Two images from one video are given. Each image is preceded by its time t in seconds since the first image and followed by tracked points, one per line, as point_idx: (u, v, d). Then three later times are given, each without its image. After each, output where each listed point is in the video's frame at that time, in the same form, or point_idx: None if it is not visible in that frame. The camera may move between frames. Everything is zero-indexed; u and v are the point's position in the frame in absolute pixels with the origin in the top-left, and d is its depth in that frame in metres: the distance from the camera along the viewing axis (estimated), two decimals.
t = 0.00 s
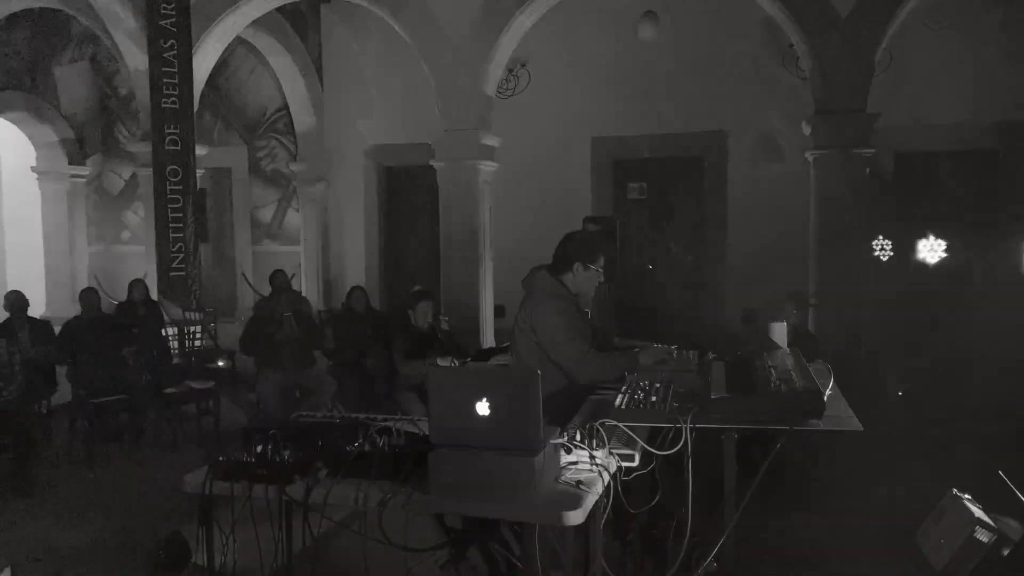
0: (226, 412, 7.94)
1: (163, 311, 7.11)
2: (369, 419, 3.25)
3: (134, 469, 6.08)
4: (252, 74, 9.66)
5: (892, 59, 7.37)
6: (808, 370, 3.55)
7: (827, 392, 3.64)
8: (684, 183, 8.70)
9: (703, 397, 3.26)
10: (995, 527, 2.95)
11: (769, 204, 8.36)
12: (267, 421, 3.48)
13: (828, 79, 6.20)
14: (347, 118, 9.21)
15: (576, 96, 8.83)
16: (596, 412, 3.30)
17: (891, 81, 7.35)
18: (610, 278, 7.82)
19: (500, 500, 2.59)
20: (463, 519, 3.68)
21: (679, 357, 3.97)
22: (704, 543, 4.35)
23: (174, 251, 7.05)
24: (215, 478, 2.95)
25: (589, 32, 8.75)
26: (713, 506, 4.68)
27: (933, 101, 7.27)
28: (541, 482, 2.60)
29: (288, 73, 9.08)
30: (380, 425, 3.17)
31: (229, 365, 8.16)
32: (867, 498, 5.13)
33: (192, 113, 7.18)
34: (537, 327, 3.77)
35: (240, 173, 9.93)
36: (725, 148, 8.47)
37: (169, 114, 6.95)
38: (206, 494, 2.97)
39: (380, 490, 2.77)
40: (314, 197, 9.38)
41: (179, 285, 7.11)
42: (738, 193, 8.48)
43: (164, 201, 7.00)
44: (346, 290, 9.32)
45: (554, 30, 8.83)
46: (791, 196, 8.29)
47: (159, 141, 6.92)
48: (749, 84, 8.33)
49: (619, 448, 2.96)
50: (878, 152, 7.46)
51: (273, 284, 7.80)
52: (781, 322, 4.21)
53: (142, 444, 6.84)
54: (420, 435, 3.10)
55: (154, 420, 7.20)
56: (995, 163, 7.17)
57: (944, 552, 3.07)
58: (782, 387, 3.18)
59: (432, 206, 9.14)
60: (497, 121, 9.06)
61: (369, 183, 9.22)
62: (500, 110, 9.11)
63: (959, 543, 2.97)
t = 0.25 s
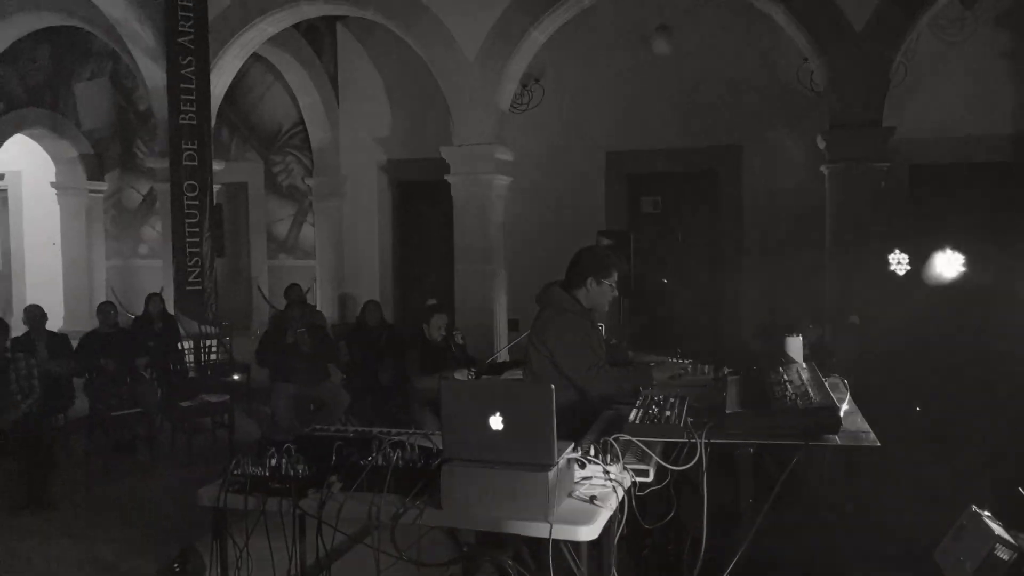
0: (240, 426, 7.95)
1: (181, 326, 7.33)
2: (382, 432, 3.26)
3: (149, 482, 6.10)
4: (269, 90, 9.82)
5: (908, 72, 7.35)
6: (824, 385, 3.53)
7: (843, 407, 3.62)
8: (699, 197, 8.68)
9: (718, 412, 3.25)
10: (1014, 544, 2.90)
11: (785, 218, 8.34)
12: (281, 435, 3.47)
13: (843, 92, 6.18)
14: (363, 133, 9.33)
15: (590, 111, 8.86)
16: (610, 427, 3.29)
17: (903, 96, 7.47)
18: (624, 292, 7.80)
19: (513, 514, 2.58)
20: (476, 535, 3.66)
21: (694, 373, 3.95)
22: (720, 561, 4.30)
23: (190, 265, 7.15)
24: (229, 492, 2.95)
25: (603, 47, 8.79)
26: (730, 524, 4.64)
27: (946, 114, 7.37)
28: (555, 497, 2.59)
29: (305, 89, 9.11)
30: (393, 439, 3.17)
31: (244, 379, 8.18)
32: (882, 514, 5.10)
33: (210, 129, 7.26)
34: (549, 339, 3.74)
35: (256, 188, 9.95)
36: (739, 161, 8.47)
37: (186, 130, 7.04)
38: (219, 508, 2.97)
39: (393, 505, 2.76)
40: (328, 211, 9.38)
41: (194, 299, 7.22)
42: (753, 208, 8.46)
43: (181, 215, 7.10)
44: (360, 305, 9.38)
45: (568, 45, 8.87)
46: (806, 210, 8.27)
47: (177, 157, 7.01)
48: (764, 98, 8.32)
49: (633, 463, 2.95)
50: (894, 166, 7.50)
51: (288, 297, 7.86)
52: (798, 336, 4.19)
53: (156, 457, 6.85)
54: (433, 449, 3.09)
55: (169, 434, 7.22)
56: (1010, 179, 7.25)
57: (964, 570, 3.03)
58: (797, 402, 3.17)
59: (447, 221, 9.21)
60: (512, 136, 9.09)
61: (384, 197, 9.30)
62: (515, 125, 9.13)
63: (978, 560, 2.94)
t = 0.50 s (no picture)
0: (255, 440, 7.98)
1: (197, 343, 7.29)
2: (397, 448, 3.25)
3: (164, 497, 6.12)
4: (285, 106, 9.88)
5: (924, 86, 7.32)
6: (841, 401, 3.50)
7: (861, 423, 3.59)
8: (714, 212, 8.67)
9: (734, 428, 3.23)
10: None
11: (800, 232, 8.31)
12: (295, 449, 3.48)
13: (859, 107, 6.16)
14: (378, 148, 9.40)
15: (604, 126, 8.87)
16: (624, 442, 3.26)
17: (920, 110, 7.42)
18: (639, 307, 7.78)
19: (527, 530, 2.57)
20: (490, 550, 3.64)
21: (709, 388, 3.92)
22: None
23: (206, 280, 7.17)
24: (244, 507, 2.95)
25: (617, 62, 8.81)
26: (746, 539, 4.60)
27: (963, 128, 7.33)
28: (569, 513, 2.58)
29: (321, 105, 9.22)
30: (406, 454, 3.15)
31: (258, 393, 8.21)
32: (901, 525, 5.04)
33: (226, 145, 7.32)
34: (567, 354, 3.66)
35: (273, 203, 10.01)
36: (754, 176, 8.45)
37: (203, 145, 7.09)
38: (234, 522, 2.96)
39: (407, 520, 2.76)
40: (344, 226, 9.41)
41: (210, 314, 7.23)
42: (768, 222, 8.44)
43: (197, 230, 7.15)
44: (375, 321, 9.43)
45: (582, 61, 8.90)
46: (822, 224, 8.24)
47: (195, 172, 7.07)
48: (779, 112, 8.32)
49: (648, 480, 2.92)
50: (911, 180, 7.45)
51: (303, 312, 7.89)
52: (814, 351, 4.15)
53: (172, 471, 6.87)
54: (447, 464, 3.08)
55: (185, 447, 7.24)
56: None
57: None
58: (814, 418, 3.14)
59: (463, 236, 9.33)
60: (526, 151, 9.12)
61: (398, 211, 9.36)
62: (529, 140, 9.16)
63: None
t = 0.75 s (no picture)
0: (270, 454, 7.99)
1: (212, 357, 7.33)
2: (412, 462, 3.25)
3: (180, 510, 6.14)
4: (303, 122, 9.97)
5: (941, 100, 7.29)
6: (859, 417, 3.46)
7: (879, 438, 3.56)
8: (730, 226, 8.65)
9: (750, 444, 3.20)
10: None
11: (817, 246, 8.27)
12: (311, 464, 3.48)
13: (874, 121, 6.14)
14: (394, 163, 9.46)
15: (619, 142, 8.89)
16: (640, 458, 3.25)
17: (936, 125, 7.39)
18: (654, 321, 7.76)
19: (541, 545, 2.56)
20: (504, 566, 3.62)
21: (725, 403, 3.90)
22: None
23: (224, 295, 7.22)
24: (259, 521, 2.96)
25: (632, 78, 8.84)
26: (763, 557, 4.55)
27: (980, 142, 7.28)
28: (584, 529, 2.56)
29: (337, 121, 9.29)
30: (421, 469, 3.15)
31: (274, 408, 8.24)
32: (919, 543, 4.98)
33: (244, 161, 7.39)
34: (589, 368, 3.63)
35: (290, 219, 10.07)
36: (770, 190, 8.43)
37: (222, 161, 7.16)
38: (249, 535, 2.96)
39: (421, 535, 2.75)
40: (360, 241, 9.46)
41: (227, 328, 7.27)
42: (784, 236, 8.40)
43: (215, 246, 7.20)
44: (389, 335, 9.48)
45: (597, 76, 8.93)
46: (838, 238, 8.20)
47: (213, 188, 7.13)
48: (794, 127, 8.30)
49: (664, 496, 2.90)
50: (928, 194, 7.41)
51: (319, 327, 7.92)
52: (831, 367, 4.12)
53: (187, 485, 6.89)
54: (461, 479, 3.07)
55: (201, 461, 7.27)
56: None
57: None
58: (831, 433, 3.11)
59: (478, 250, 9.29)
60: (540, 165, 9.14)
61: (413, 225, 9.40)
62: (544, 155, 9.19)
63: None
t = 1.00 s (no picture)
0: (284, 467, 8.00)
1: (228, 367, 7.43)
2: (425, 476, 3.24)
3: (195, 523, 6.15)
4: (319, 137, 10.05)
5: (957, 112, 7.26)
6: (877, 431, 3.44)
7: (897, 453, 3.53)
8: (745, 239, 8.64)
9: (767, 458, 3.17)
10: None
11: (833, 260, 8.23)
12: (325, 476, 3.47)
13: (890, 135, 6.12)
14: (408, 177, 9.51)
15: (633, 155, 8.90)
16: (655, 472, 3.22)
17: (952, 137, 7.35)
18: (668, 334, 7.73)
19: (555, 561, 2.53)
20: None
21: (742, 417, 3.87)
22: None
23: (239, 308, 7.25)
24: (274, 534, 2.95)
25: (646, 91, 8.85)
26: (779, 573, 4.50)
27: (998, 155, 7.24)
28: (599, 545, 2.54)
29: (352, 135, 9.33)
30: (435, 482, 3.14)
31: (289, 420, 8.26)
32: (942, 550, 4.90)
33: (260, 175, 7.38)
34: (605, 380, 3.59)
35: (304, 232, 10.12)
36: (785, 203, 8.41)
37: (238, 176, 7.17)
38: (263, 549, 2.95)
39: (435, 549, 2.74)
40: (374, 254, 9.50)
41: (242, 341, 7.29)
42: (800, 250, 8.37)
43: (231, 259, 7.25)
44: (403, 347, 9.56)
45: (611, 90, 8.94)
46: (855, 252, 8.16)
47: (228, 202, 7.16)
48: (809, 139, 8.29)
49: (679, 511, 2.87)
50: (945, 207, 7.37)
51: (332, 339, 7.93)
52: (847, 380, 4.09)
53: (202, 497, 6.90)
54: (475, 493, 3.06)
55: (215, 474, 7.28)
56: None
57: None
58: (849, 448, 3.09)
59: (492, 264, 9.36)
60: (554, 179, 9.15)
61: (427, 239, 9.43)
62: (557, 168, 9.20)
63: None
